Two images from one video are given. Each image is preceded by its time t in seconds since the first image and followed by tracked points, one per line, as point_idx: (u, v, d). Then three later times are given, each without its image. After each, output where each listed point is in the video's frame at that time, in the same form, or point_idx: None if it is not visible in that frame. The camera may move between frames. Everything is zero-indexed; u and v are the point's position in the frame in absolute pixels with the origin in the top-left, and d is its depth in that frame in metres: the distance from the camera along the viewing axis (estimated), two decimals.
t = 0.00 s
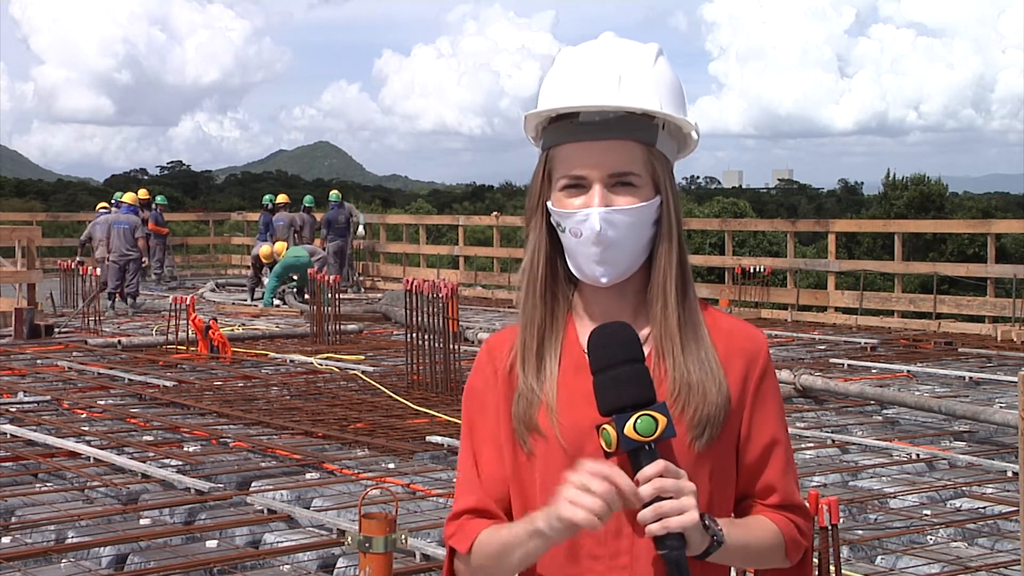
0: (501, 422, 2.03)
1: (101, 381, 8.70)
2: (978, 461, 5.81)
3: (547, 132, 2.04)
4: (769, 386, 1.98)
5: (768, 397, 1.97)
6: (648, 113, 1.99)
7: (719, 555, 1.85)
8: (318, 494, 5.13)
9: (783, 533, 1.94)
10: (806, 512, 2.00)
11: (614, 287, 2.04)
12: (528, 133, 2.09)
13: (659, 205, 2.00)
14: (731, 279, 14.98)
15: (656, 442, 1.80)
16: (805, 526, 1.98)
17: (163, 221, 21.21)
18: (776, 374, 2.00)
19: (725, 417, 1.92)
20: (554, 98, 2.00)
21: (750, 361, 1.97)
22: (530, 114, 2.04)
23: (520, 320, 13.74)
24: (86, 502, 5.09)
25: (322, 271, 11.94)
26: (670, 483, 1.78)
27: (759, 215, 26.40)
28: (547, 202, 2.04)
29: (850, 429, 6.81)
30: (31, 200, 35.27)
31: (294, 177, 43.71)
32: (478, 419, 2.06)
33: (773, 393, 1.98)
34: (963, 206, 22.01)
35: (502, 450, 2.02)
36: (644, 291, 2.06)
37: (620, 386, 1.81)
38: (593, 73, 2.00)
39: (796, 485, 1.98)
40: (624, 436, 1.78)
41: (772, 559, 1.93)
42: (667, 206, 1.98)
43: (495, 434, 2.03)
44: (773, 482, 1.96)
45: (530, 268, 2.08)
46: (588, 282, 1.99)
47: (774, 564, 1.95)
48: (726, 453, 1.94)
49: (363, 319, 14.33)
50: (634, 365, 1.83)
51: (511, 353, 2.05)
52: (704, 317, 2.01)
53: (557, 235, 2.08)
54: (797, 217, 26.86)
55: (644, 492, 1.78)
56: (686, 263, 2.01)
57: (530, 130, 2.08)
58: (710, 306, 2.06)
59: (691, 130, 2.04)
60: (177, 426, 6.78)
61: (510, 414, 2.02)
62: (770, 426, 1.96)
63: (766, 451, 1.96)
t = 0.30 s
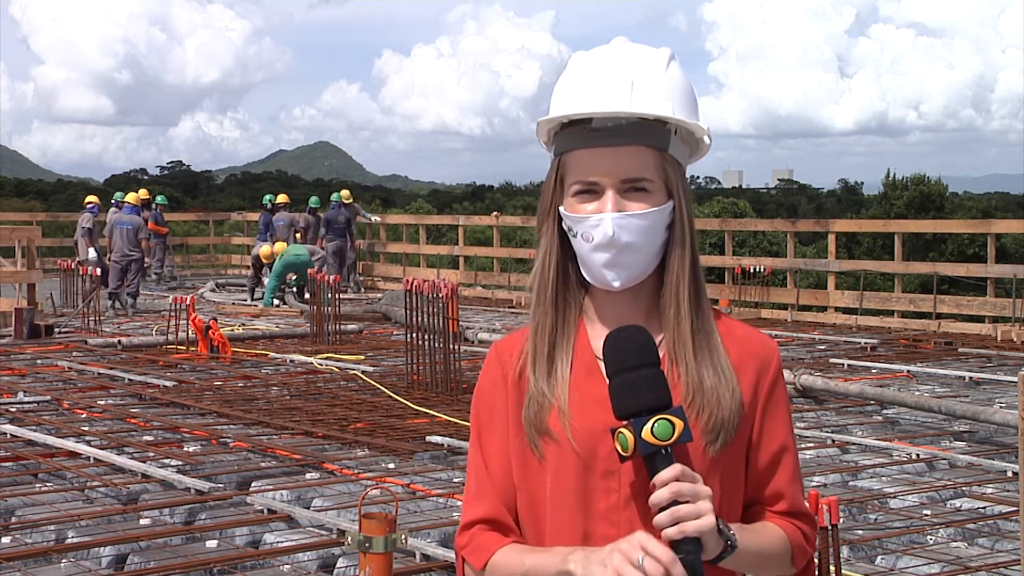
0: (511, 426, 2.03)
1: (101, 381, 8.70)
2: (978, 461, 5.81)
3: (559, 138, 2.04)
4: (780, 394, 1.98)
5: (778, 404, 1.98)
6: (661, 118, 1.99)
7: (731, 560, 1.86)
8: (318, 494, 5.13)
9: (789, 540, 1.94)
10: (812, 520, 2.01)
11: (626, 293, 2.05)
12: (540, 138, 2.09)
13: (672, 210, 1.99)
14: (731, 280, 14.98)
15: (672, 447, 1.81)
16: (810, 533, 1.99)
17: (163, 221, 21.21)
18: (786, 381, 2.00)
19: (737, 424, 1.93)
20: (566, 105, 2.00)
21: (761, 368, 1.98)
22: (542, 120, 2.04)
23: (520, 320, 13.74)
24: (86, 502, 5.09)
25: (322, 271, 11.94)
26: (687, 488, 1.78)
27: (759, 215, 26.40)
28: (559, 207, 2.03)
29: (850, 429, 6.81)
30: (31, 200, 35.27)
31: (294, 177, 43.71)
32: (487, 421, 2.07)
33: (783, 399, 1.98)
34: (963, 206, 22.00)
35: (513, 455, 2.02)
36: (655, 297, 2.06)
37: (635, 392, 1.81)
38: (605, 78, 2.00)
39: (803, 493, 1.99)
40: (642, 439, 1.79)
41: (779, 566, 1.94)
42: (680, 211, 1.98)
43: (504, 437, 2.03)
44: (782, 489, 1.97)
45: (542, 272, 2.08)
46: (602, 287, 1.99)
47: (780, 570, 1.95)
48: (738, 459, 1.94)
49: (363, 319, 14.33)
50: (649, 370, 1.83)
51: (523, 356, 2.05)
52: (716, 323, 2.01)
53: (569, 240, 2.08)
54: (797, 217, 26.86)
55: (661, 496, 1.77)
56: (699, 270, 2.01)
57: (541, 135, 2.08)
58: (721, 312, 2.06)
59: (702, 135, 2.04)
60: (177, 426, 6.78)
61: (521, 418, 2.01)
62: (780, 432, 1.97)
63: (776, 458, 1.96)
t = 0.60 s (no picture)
0: (511, 425, 2.03)
1: (100, 381, 8.70)
2: (978, 461, 5.81)
3: (566, 132, 2.04)
4: (785, 387, 1.97)
5: (785, 398, 1.96)
6: (672, 113, 2.00)
7: (736, 559, 1.85)
8: (318, 494, 5.13)
9: (801, 536, 1.92)
10: (826, 515, 1.98)
11: (631, 289, 2.05)
12: (547, 130, 2.09)
13: (679, 207, 2.00)
14: (731, 280, 14.98)
15: (670, 445, 1.80)
16: (824, 529, 1.97)
17: (163, 222, 21.21)
18: (791, 374, 1.99)
19: (740, 419, 1.92)
20: (578, 97, 2.00)
21: (765, 362, 1.97)
22: (551, 112, 2.04)
23: (520, 320, 13.75)
24: (86, 502, 5.09)
25: (322, 271, 11.94)
26: (686, 485, 1.78)
27: (759, 215, 26.40)
28: (566, 201, 2.04)
29: (850, 429, 6.81)
30: (31, 200, 35.27)
31: (294, 177, 43.73)
32: (488, 421, 2.07)
33: (789, 393, 1.97)
34: (963, 206, 22.00)
35: (514, 453, 2.02)
36: (660, 293, 2.06)
37: (634, 389, 1.81)
38: (618, 73, 2.00)
39: (814, 489, 1.97)
40: (638, 438, 1.78)
41: (790, 562, 1.92)
42: (686, 209, 1.99)
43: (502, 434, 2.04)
44: (791, 484, 1.95)
45: (545, 269, 2.07)
46: (609, 282, 1.99)
47: (793, 567, 1.93)
48: (743, 455, 1.94)
49: (363, 319, 14.33)
50: (647, 368, 1.83)
51: (524, 355, 2.05)
52: (719, 319, 2.01)
53: (574, 235, 2.08)
54: (797, 217, 26.86)
55: (659, 495, 1.78)
56: (703, 267, 2.01)
57: (548, 127, 2.08)
58: (725, 308, 2.06)
59: (709, 131, 2.05)
60: (177, 426, 6.78)
61: (523, 418, 2.01)
62: (787, 428, 1.95)
63: (784, 454, 1.95)
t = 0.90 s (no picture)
0: (511, 428, 2.04)
1: (101, 381, 8.70)
2: (978, 461, 5.81)
3: (562, 132, 2.04)
4: (785, 384, 1.96)
5: (785, 395, 1.95)
6: (668, 114, 1.99)
7: (731, 560, 1.85)
8: (318, 494, 5.13)
9: (803, 534, 1.91)
10: (831, 512, 1.97)
11: (628, 290, 2.04)
12: (544, 131, 2.09)
13: (676, 207, 2.00)
14: (732, 279, 14.97)
15: (660, 449, 1.81)
16: (828, 525, 1.95)
17: (163, 222, 21.20)
18: (792, 371, 1.98)
19: (738, 419, 1.92)
20: (574, 98, 2.00)
21: (764, 360, 1.96)
22: (547, 113, 2.04)
23: (520, 320, 13.76)
24: (86, 502, 5.09)
25: (322, 271, 11.94)
26: (674, 490, 1.78)
27: (759, 215, 26.40)
28: (562, 202, 2.04)
29: (850, 429, 6.81)
30: (31, 200, 35.28)
31: (294, 177, 43.75)
32: (490, 422, 2.09)
33: (790, 391, 1.96)
34: (963, 206, 22.00)
35: (515, 457, 2.03)
36: (658, 294, 2.05)
37: (624, 392, 1.82)
38: (615, 73, 2.00)
39: (817, 486, 1.95)
40: (628, 443, 1.80)
41: (792, 560, 1.91)
42: (683, 209, 1.99)
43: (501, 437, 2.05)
44: (794, 482, 1.94)
45: (542, 270, 2.08)
46: (604, 285, 1.99)
47: (797, 564, 1.92)
48: (742, 454, 1.93)
49: (363, 319, 14.33)
50: (639, 371, 1.84)
51: (523, 357, 2.06)
52: (717, 318, 2.00)
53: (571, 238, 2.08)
54: (797, 217, 26.87)
55: (648, 499, 1.78)
56: (699, 267, 2.01)
57: (544, 129, 2.08)
58: (724, 305, 2.05)
59: (706, 130, 2.04)
60: (177, 426, 6.78)
61: (522, 422, 2.02)
62: (787, 426, 1.94)
63: (785, 452, 1.94)
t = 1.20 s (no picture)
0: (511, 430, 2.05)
1: (101, 381, 8.70)
2: (979, 461, 5.81)
3: (558, 132, 2.04)
4: (783, 382, 1.96)
5: (783, 394, 1.95)
6: (663, 113, 2.00)
7: (730, 560, 1.85)
8: (318, 494, 5.13)
9: (803, 532, 1.91)
10: (830, 509, 1.97)
11: (625, 290, 2.05)
12: (540, 132, 2.09)
13: (672, 207, 2.00)
14: (731, 279, 14.97)
15: (657, 451, 1.81)
16: (829, 522, 1.95)
17: (163, 222, 21.19)
18: (791, 369, 1.98)
19: (735, 419, 1.91)
20: (570, 98, 2.00)
21: (761, 359, 1.96)
22: (542, 113, 2.04)
23: (520, 320, 13.76)
24: (86, 502, 5.09)
25: (322, 271, 11.94)
26: (670, 492, 1.78)
27: (759, 215, 26.40)
28: (559, 203, 2.04)
29: (850, 429, 6.81)
30: (31, 200, 35.28)
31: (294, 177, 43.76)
32: (489, 424, 2.10)
33: (788, 390, 1.96)
34: (963, 206, 22.00)
35: (514, 459, 2.03)
36: (654, 294, 2.05)
37: (619, 395, 1.82)
38: (610, 74, 2.00)
39: (817, 483, 1.95)
40: (623, 446, 1.80)
41: (793, 558, 1.91)
42: (679, 209, 1.99)
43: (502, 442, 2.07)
44: (792, 481, 1.94)
45: (539, 270, 2.08)
46: (601, 285, 2.00)
47: (798, 562, 1.92)
48: (741, 454, 1.93)
49: (363, 319, 14.33)
50: (634, 373, 1.84)
51: (522, 360, 2.06)
52: (714, 316, 2.00)
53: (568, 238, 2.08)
54: (797, 217, 26.87)
55: (644, 501, 1.78)
56: (696, 265, 2.01)
57: (540, 129, 2.08)
58: (721, 304, 2.05)
59: (702, 131, 2.04)
60: (177, 426, 6.78)
61: (522, 426, 2.02)
62: (786, 424, 1.94)
63: (784, 450, 1.94)
